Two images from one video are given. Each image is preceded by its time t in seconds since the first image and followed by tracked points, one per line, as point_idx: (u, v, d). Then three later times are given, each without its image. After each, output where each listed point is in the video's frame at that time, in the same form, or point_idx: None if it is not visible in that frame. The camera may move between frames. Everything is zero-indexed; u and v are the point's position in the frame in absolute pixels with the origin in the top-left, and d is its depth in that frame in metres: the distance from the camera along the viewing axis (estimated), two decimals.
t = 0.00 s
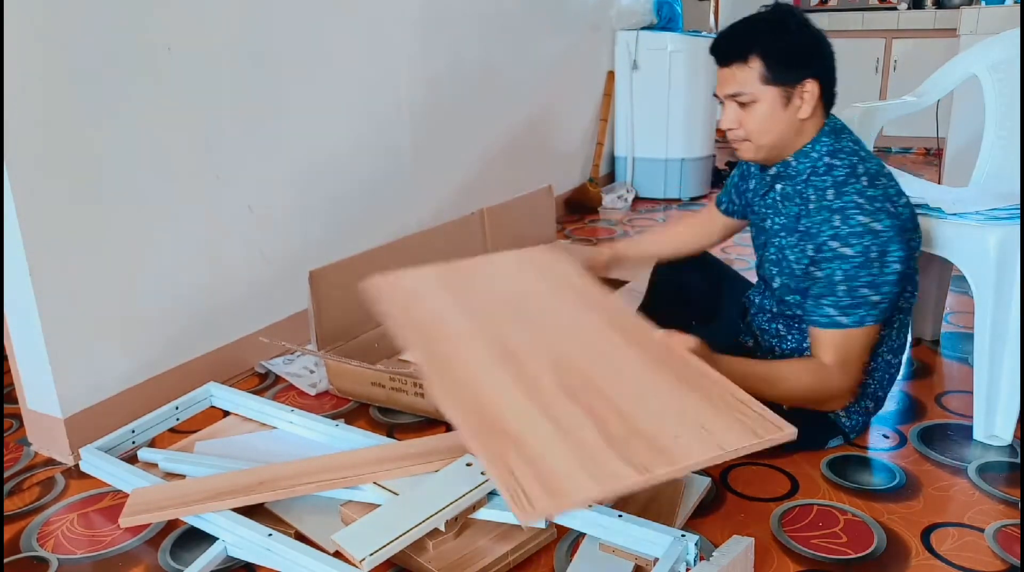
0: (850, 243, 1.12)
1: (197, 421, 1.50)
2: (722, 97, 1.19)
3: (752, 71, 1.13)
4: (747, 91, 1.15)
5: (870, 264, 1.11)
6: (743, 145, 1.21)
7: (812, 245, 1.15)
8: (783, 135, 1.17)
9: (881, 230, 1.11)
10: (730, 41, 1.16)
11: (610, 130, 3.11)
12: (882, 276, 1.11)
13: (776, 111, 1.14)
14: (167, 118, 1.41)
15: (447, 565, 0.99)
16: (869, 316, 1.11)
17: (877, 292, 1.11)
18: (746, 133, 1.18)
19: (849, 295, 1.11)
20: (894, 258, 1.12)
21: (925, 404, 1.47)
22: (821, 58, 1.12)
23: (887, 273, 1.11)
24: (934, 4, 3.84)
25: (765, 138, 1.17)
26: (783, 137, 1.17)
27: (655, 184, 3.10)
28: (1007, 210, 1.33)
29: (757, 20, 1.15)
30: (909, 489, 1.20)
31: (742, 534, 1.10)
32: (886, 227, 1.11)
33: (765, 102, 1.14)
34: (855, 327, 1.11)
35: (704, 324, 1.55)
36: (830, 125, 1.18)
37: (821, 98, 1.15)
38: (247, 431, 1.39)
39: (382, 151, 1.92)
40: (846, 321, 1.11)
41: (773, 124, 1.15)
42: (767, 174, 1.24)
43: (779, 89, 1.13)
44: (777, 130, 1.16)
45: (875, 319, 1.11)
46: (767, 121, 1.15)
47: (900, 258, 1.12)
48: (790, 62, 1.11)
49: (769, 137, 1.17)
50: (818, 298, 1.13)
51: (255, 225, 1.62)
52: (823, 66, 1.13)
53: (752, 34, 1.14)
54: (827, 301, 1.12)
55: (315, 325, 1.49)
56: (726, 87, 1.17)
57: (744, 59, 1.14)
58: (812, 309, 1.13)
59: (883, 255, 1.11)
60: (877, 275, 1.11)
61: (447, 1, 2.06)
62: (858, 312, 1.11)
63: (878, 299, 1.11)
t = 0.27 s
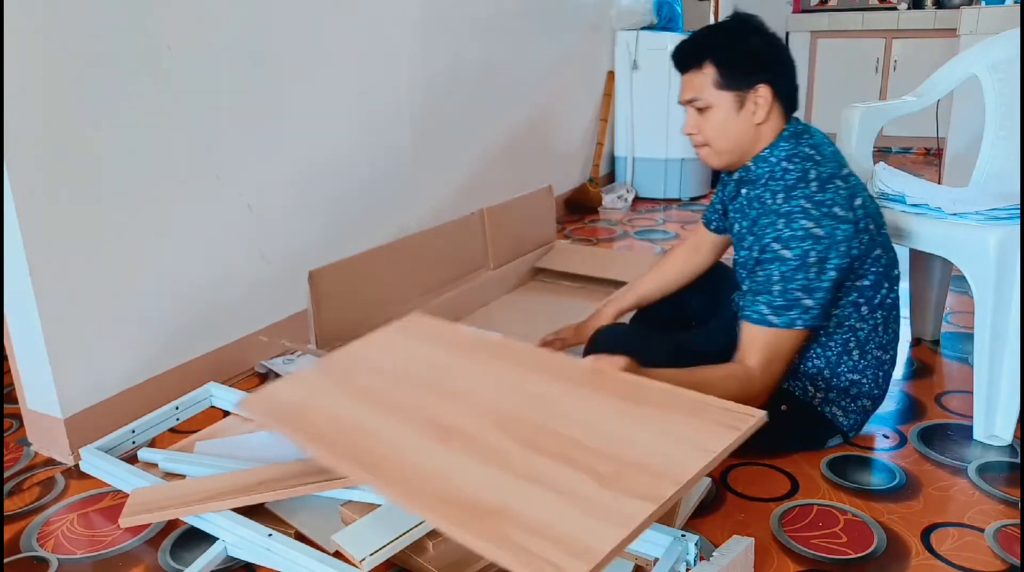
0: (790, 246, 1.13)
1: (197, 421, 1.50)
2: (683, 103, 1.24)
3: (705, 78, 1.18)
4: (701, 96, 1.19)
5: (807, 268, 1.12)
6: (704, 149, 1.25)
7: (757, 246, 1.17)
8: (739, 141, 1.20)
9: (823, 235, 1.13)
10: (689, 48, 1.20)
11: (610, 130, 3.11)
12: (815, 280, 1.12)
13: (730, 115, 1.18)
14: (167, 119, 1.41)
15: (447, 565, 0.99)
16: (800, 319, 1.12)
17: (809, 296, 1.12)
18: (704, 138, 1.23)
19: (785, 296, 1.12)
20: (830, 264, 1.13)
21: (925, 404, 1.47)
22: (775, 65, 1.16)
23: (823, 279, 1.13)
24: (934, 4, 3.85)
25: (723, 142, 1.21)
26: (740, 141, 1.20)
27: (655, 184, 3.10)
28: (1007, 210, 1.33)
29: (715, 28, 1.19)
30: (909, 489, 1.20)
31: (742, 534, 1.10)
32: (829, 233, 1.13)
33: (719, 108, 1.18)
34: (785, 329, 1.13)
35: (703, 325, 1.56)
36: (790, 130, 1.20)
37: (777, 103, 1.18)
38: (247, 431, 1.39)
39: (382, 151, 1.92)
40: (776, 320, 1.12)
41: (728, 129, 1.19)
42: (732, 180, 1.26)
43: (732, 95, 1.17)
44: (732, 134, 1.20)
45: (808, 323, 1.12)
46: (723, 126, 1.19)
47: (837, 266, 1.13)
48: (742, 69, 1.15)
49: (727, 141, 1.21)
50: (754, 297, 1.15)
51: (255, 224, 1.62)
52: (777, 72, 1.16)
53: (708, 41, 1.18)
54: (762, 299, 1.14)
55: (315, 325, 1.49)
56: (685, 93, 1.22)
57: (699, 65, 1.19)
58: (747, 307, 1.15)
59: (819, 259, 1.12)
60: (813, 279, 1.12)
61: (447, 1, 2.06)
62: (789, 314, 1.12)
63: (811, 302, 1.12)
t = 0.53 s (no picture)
0: (765, 250, 1.14)
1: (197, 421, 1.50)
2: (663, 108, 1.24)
3: (685, 83, 1.18)
4: (679, 101, 1.19)
5: (782, 271, 1.13)
6: (684, 154, 1.25)
7: (738, 249, 1.18)
8: (717, 146, 1.20)
9: (800, 239, 1.13)
10: (669, 55, 1.20)
11: (610, 130, 3.11)
12: (790, 282, 1.13)
13: (709, 121, 1.18)
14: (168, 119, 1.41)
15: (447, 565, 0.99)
16: (774, 320, 1.14)
17: (782, 298, 1.13)
18: (682, 142, 1.23)
19: (758, 298, 1.13)
20: (806, 265, 1.13)
21: (925, 404, 1.47)
22: (756, 72, 1.16)
23: (797, 283, 1.14)
24: (934, 4, 3.85)
25: (703, 147, 1.21)
26: (720, 146, 1.20)
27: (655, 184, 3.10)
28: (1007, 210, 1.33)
29: (696, 34, 1.19)
30: (909, 489, 1.20)
31: (742, 534, 1.10)
32: (806, 237, 1.13)
33: (698, 113, 1.18)
34: (761, 329, 1.14)
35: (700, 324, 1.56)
36: (771, 134, 1.20)
37: (756, 109, 1.18)
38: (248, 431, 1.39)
39: (382, 152, 1.92)
40: (748, 321, 1.13)
41: (708, 134, 1.19)
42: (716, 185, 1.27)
43: (712, 100, 1.17)
44: (712, 140, 1.20)
45: (780, 324, 1.14)
46: (703, 130, 1.19)
47: (813, 269, 1.14)
48: (721, 74, 1.15)
49: (707, 146, 1.20)
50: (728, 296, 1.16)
51: (255, 225, 1.62)
52: (757, 79, 1.16)
53: (688, 47, 1.18)
54: (735, 299, 1.15)
55: (317, 324, 1.49)
56: (666, 99, 1.21)
57: (679, 71, 1.18)
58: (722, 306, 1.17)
59: (795, 262, 1.13)
60: (787, 282, 1.13)
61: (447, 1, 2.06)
62: (761, 314, 1.13)
63: (785, 304, 1.13)
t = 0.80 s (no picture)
0: (745, 247, 1.11)
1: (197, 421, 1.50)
2: (665, 111, 1.18)
3: (704, 83, 1.14)
4: (700, 102, 1.14)
5: (761, 268, 1.10)
6: (685, 161, 1.19)
7: (718, 246, 1.16)
8: (729, 150, 1.17)
9: (779, 237, 1.10)
10: (675, 55, 1.16)
11: (610, 130, 3.11)
12: (768, 279, 1.11)
13: (724, 123, 1.15)
14: (167, 119, 1.41)
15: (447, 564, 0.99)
16: (751, 316, 1.12)
17: (760, 294, 1.11)
18: (695, 147, 1.17)
19: (734, 293, 1.11)
20: (784, 263, 1.11)
21: (925, 404, 1.47)
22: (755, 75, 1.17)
23: (775, 280, 1.11)
24: (934, 4, 3.85)
25: (713, 151, 1.17)
26: (728, 150, 1.17)
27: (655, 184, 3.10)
28: (1006, 210, 1.33)
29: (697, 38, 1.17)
30: (909, 489, 1.20)
31: (742, 534, 1.10)
32: (785, 235, 1.10)
33: (715, 114, 1.15)
34: (737, 324, 1.13)
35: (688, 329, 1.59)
36: (756, 137, 1.19)
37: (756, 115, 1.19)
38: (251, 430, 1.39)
39: (381, 151, 1.91)
40: (726, 316, 1.12)
41: (721, 137, 1.16)
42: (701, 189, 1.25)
43: (727, 102, 1.14)
44: (723, 142, 1.17)
45: (758, 321, 1.12)
46: (716, 133, 1.16)
47: (792, 267, 1.11)
48: (736, 76, 1.14)
49: (718, 149, 1.17)
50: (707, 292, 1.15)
51: (254, 224, 1.62)
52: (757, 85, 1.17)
53: (697, 48, 1.15)
54: (714, 294, 1.13)
55: (328, 321, 1.48)
56: (676, 100, 1.16)
57: (695, 71, 1.14)
58: (701, 301, 1.15)
59: (774, 259, 1.10)
60: (765, 279, 1.11)
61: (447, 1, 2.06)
62: (739, 310, 1.12)
63: (762, 301, 1.11)
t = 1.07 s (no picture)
0: (744, 248, 1.10)
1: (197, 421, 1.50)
2: (666, 115, 1.17)
3: (703, 85, 1.13)
4: (701, 104, 1.14)
5: (760, 269, 1.10)
6: (688, 163, 1.19)
7: (717, 247, 1.15)
8: (731, 151, 1.17)
9: (778, 238, 1.10)
10: (675, 59, 1.15)
11: (610, 130, 3.11)
12: (768, 281, 1.10)
13: (725, 125, 1.15)
14: (168, 119, 1.41)
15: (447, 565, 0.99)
16: (749, 318, 1.11)
17: (758, 295, 1.10)
18: (697, 148, 1.17)
19: (733, 294, 1.11)
20: (783, 265, 1.11)
21: (925, 404, 1.47)
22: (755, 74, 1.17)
23: (773, 282, 1.11)
24: (934, 4, 3.85)
25: (715, 153, 1.17)
26: (730, 151, 1.17)
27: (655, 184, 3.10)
28: (1007, 211, 1.34)
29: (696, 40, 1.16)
30: (909, 489, 1.20)
31: (742, 534, 1.10)
32: (784, 237, 1.10)
33: (716, 117, 1.14)
34: (735, 327, 1.12)
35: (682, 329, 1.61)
36: (756, 139, 1.20)
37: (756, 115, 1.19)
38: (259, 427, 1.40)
39: (381, 151, 1.91)
40: (723, 316, 1.11)
41: (723, 139, 1.16)
42: (704, 193, 1.25)
43: (727, 104, 1.14)
44: (725, 144, 1.16)
45: (756, 323, 1.12)
46: (718, 135, 1.15)
47: (791, 269, 1.11)
48: (736, 78, 1.14)
49: (720, 151, 1.17)
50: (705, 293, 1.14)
51: (254, 224, 1.62)
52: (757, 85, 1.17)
53: (696, 51, 1.15)
54: (712, 295, 1.12)
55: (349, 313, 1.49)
56: (676, 104, 1.15)
57: (694, 74, 1.14)
58: (699, 302, 1.14)
59: (774, 260, 1.10)
60: (764, 280, 1.10)
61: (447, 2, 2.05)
62: (737, 311, 1.11)
63: (761, 302, 1.11)
